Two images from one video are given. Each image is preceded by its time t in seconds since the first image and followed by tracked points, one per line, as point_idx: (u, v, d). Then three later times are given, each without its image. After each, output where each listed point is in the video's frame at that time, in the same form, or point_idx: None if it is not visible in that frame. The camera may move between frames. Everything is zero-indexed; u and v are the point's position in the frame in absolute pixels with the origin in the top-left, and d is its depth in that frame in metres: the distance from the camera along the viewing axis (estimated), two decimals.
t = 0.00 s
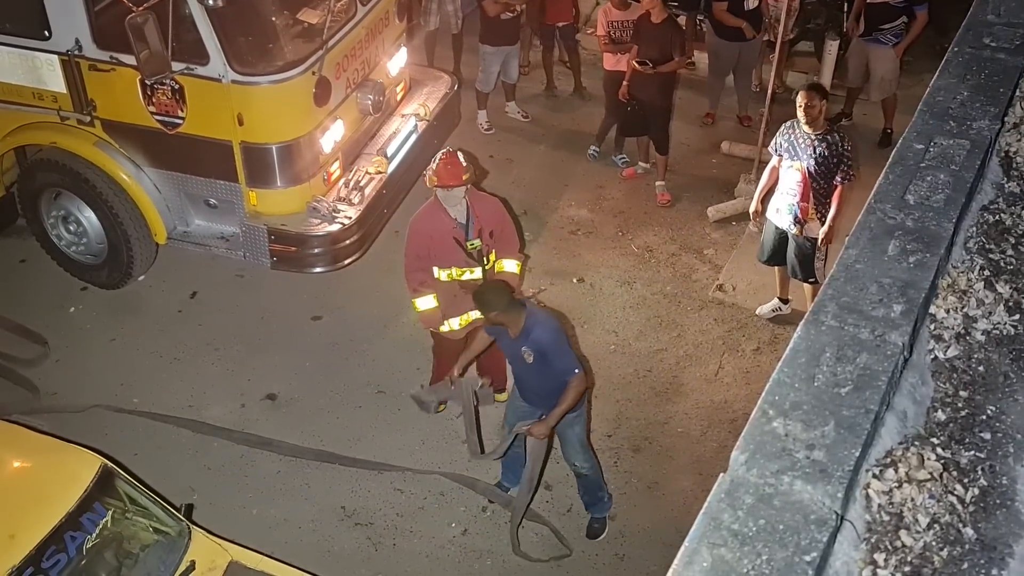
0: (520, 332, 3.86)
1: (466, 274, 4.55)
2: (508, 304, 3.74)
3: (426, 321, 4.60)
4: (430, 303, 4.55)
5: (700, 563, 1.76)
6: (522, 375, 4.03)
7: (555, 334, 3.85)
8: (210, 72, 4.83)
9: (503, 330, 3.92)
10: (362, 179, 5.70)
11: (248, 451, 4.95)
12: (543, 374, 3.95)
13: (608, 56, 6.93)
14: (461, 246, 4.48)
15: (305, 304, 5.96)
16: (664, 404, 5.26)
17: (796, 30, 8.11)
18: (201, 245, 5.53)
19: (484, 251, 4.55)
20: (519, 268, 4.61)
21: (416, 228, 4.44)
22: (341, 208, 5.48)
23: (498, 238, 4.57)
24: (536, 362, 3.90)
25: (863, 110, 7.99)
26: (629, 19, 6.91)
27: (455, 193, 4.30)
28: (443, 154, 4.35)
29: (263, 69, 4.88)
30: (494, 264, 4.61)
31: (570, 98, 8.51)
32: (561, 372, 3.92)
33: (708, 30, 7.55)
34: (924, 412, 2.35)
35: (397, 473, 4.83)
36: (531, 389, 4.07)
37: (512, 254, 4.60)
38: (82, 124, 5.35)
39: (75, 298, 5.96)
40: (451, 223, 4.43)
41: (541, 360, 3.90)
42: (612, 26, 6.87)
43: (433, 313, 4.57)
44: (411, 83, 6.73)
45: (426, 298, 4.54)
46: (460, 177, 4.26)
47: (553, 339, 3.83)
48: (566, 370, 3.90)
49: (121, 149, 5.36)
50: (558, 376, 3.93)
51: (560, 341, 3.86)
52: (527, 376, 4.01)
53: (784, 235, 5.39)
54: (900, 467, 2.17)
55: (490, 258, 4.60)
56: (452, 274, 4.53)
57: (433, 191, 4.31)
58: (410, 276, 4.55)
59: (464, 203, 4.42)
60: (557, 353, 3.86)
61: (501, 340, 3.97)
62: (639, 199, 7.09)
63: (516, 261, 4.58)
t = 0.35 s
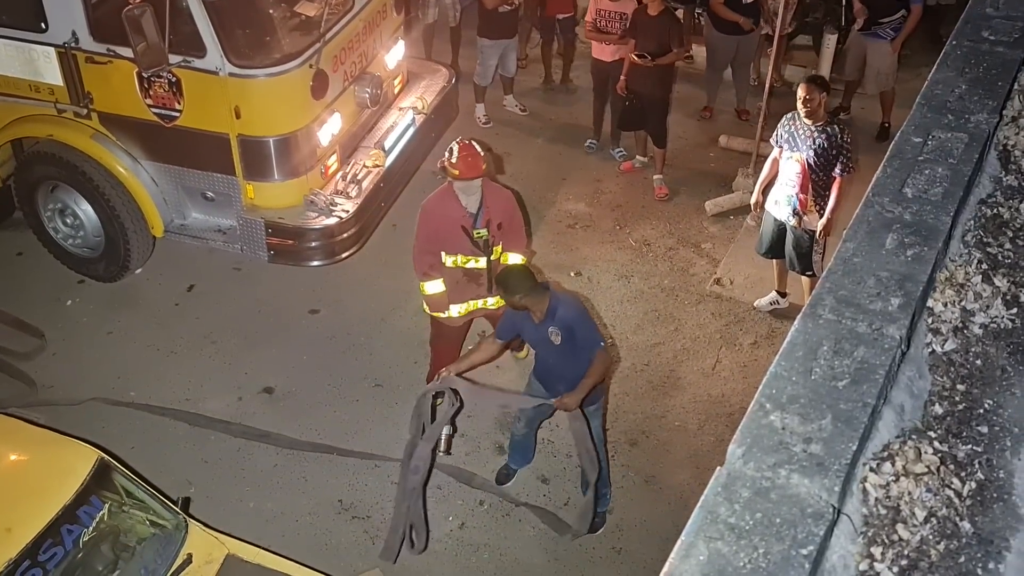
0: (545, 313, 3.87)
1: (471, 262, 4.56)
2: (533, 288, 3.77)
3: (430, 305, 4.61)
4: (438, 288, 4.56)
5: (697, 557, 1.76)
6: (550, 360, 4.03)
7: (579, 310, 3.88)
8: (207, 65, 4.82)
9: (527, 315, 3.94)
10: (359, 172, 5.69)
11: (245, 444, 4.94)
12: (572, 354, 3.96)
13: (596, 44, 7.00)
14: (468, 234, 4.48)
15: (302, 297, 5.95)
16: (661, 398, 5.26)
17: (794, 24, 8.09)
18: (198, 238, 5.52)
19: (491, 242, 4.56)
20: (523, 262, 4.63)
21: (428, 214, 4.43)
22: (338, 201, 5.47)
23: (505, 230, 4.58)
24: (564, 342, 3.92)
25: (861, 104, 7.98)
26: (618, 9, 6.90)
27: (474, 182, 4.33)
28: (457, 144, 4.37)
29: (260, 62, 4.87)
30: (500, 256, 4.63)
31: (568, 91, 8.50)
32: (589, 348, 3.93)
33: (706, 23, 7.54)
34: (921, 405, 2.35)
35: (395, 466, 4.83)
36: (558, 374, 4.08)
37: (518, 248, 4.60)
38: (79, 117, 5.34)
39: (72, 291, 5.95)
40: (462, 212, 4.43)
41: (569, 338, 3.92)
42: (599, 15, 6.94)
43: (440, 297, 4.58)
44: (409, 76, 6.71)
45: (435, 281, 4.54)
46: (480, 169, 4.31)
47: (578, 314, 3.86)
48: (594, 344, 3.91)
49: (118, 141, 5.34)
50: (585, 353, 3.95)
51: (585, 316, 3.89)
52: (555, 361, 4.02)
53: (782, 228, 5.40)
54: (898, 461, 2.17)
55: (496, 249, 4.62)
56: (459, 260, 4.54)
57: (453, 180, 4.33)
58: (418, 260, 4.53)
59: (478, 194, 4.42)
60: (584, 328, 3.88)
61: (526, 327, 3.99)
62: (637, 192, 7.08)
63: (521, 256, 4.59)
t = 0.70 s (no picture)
0: (519, 300, 3.87)
1: (507, 237, 4.55)
2: (511, 272, 3.74)
3: (462, 278, 4.59)
4: (472, 261, 4.54)
5: (690, 553, 1.76)
6: (524, 346, 4.03)
7: (555, 299, 3.87)
8: (203, 58, 4.81)
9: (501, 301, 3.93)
10: (356, 166, 5.68)
11: (241, 439, 4.94)
12: (546, 341, 3.96)
13: (590, 36, 7.02)
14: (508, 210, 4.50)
15: (299, 291, 5.95)
16: (658, 393, 5.26)
17: (792, 19, 8.09)
18: (195, 232, 5.51)
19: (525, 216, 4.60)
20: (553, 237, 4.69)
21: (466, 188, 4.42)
22: (335, 195, 5.47)
23: (539, 205, 4.63)
24: (538, 329, 3.92)
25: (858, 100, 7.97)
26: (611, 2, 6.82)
27: (509, 160, 4.33)
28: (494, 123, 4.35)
29: (257, 56, 4.86)
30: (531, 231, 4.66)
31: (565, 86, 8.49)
32: (563, 335, 3.94)
33: (704, 18, 7.52)
34: (915, 402, 2.35)
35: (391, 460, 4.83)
36: (533, 360, 4.09)
37: (550, 224, 4.65)
38: (75, 110, 5.32)
39: (68, 285, 5.94)
40: (502, 186, 4.44)
41: (543, 325, 3.92)
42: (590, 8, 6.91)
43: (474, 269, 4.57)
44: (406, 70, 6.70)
45: (470, 256, 4.52)
46: (515, 148, 4.29)
47: (553, 302, 3.85)
48: (567, 331, 3.92)
49: (114, 135, 5.33)
50: (558, 340, 3.95)
51: (560, 305, 3.88)
52: (529, 348, 4.02)
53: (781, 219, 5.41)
54: (891, 457, 2.17)
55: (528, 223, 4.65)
56: (494, 234, 4.53)
57: (490, 158, 4.32)
58: (454, 234, 4.50)
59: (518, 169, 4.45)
60: (558, 316, 3.88)
61: (501, 313, 3.99)
62: (634, 187, 7.08)
63: (553, 231, 4.63)
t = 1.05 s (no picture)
0: (510, 289, 3.88)
1: (513, 217, 4.69)
2: (503, 256, 3.78)
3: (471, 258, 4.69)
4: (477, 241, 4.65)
5: (688, 548, 1.77)
6: (511, 336, 4.04)
7: (546, 293, 3.87)
8: (202, 54, 4.80)
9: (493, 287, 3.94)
10: (355, 162, 5.68)
11: (240, 435, 4.95)
12: (532, 334, 3.96)
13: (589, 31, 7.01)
14: (512, 189, 4.60)
15: (298, 287, 5.94)
16: (658, 389, 5.26)
17: (792, 15, 8.07)
18: (194, 228, 5.50)
19: (533, 195, 4.69)
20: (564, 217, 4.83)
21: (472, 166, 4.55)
22: (334, 190, 5.45)
23: (547, 183, 4.71)
24: (525, 321, 3.92)
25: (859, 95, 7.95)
26: None
27: (516, 138, 4.45)
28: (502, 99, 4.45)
29: (256, 51, 4.85)
30: (542, 211, 4.80)
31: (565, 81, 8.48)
32: (549, 330, 3.93)
33: (703, 13, 7.52)
34: (914, 398, 2.35)
35: (390, 456, 4.83)
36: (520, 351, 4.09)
37: (560, 205, 4.78)
38: (74, 106, 5.31)
39: (68, 281, 5.94)
40: (507, 166, 4.55)
41: (531, 318, 3.91)
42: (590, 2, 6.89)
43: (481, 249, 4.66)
44: (406, 65, 6.69)
45: (475, 235, 4.63)
46: (522, 125, 4.42)
47: (543, 296, 3.84)
48: (555, 327, 3.90)
49: (113, 130, 5.32)
50: (544, 335, 3.94)
51: (550, 300, 3.87)
52: (515, 337, 4.02)
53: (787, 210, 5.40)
54: (889, 453, 2.17)
55: (538, 202, 4.74)
56: (501, 214, 4.67)
57: (496, 135, 4.44)
58: (460, 212, 4.62)
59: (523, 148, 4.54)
60: (546, 311, 3.87)
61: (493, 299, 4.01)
62: (634, 183, 7.07)
63: (564, 212, 4.78)
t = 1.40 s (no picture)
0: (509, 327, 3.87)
1: (516, 201, 4.72)
2: (503, 296, 3.73)
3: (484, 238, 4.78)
4: (489, 220, 4.72)
5: (686, 546, 1.77)
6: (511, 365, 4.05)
7: (542, 334, 3.85)
8: (200, 51, 4.79)
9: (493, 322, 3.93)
10: (354, 160, 5.68)
11: (239, 432, 4.95)
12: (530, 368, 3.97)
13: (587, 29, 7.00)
14: (513, 173, 4.64)
15: (297, 285, 5.94)
16: (656, 386, 5.26)
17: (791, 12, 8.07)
18: (193, 225, 5.50)
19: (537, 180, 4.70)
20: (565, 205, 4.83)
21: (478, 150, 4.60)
22: (332, 188, 5.45)
23: (551, 170, 4.73)
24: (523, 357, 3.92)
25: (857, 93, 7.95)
26: None
27: (520, 119, 4.45)
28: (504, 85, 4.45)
29: (255, 49, 4.84)
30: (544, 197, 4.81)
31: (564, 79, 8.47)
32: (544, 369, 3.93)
33: (702, 11, 7.51)
34: (912, 395, 2.36)
35: (389, 454, 4.84)
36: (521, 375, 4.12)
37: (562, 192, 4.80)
38: (72, 103, 5.31)
39: (66, 279, 5.94)
40: (510, 150, 4.60)
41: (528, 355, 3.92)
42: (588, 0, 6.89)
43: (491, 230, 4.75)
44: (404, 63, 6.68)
45: (487, 216, 4.72)
46: (525, 107, 4.41)
47: (539, 338, 3.83)
48: (550, 368, 3.90)
49: (111, 128, 5.32)
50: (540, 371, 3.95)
51: (547, 341, 3.86)
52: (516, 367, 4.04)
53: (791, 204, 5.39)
54: (888, 450, 2.18)
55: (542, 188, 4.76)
56: (505, 198, 4.71)
57: (500, 117, 4.46)
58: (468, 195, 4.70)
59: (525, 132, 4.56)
60: (542, 353, 3.87)
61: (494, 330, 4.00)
62: (632, 181, 7.07)
63: (565, 200, 4.79)
